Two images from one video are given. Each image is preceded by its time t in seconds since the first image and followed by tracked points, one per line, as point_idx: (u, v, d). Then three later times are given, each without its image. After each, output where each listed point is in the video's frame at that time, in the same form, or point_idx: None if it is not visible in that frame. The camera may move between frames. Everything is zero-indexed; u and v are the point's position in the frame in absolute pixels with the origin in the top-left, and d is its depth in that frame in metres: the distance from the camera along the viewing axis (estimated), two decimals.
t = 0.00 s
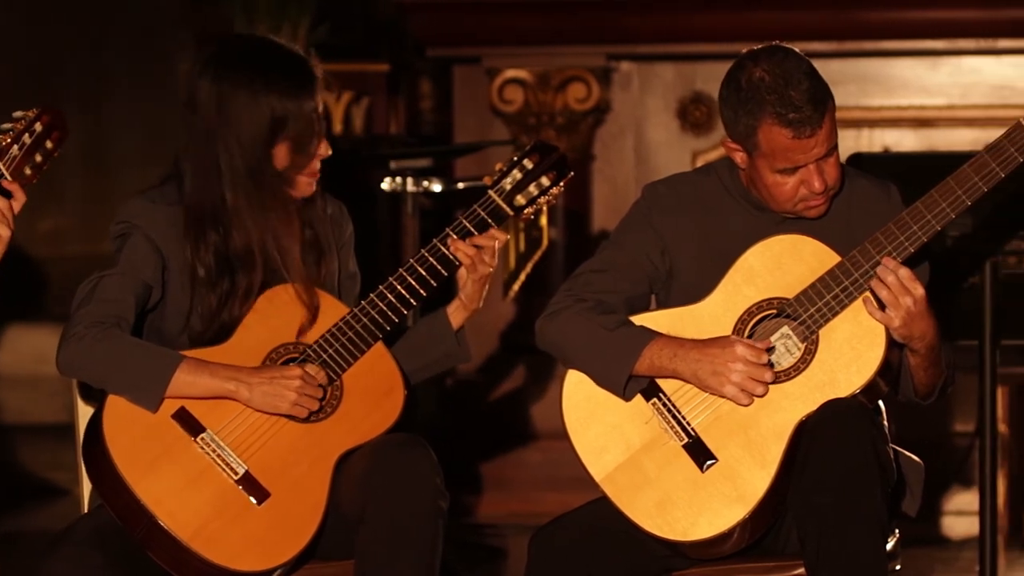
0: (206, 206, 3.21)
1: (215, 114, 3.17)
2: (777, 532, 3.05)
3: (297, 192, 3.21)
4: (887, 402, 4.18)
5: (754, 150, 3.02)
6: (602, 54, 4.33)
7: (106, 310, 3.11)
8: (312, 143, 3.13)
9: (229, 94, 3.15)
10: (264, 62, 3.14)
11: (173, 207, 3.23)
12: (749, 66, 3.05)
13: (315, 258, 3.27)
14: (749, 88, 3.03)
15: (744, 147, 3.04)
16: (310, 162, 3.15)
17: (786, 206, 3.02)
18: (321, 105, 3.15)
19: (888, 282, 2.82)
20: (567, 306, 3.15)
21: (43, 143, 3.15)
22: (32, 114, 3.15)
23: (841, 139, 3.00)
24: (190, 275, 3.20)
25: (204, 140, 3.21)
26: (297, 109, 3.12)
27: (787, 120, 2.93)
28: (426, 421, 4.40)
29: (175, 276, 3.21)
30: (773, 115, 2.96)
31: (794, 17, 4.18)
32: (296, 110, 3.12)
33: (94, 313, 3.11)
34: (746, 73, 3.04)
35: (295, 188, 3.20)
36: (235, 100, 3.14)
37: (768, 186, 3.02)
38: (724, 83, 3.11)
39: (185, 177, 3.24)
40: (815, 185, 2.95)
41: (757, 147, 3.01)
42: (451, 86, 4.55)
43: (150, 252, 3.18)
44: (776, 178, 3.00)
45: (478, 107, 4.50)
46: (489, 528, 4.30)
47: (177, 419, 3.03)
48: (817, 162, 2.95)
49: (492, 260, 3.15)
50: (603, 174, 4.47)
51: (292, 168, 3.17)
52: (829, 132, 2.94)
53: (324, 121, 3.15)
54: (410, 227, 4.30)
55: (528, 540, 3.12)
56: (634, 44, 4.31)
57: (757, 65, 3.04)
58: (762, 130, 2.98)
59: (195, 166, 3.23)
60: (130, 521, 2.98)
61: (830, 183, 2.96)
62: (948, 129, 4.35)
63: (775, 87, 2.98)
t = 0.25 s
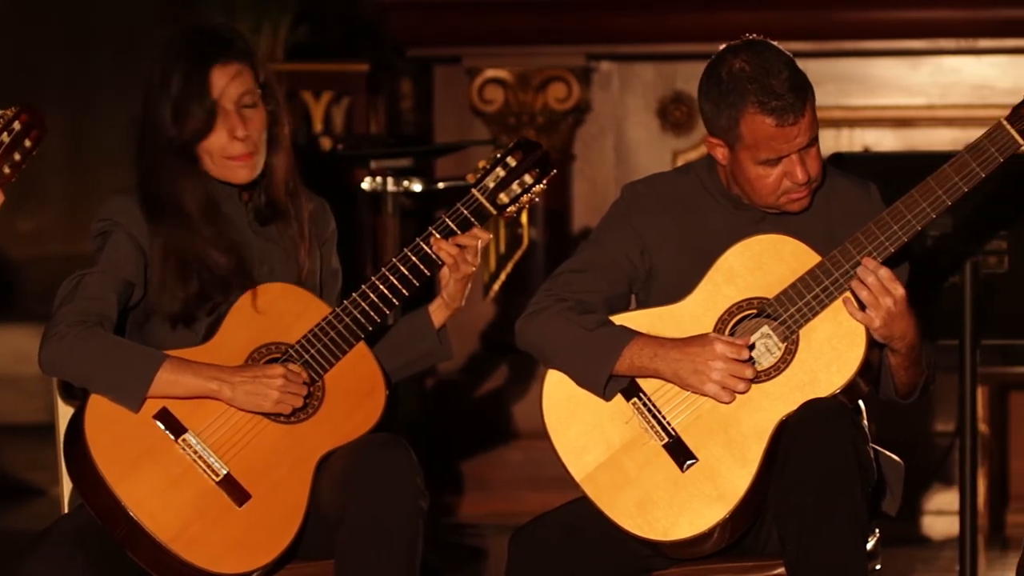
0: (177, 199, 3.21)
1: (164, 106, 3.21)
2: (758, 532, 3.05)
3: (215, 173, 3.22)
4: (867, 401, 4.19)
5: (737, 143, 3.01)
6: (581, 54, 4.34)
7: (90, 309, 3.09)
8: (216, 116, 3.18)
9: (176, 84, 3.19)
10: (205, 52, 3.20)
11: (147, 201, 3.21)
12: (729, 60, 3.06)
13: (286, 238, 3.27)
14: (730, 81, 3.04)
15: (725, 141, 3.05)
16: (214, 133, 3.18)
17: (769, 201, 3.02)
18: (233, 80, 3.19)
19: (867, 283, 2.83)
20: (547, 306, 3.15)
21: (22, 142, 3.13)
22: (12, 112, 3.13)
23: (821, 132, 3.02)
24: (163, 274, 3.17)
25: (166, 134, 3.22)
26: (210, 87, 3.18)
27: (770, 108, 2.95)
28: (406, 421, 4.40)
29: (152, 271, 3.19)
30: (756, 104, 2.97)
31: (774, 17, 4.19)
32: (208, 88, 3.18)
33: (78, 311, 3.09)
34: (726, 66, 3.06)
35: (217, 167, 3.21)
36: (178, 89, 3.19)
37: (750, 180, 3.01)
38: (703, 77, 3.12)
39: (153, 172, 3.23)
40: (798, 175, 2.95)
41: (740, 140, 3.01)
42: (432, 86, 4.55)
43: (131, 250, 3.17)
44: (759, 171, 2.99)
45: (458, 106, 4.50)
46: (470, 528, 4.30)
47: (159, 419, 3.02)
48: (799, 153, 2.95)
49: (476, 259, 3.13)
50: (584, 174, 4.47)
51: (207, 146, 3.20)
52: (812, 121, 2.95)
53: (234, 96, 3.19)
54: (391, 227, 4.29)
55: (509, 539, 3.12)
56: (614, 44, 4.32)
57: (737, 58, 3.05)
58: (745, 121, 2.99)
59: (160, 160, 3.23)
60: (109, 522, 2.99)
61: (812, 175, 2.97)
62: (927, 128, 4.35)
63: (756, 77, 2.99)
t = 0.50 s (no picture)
0: (154, 196, 3.20)
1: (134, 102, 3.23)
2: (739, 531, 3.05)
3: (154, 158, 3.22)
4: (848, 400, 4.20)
5: (721, 140, 3.01)
6: (563, 53, 4.35)
7: (71, 309, 3.10)
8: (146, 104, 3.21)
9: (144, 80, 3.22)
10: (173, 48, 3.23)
11: (127, 198, 3.21)
12: (712, 57, 3.06)
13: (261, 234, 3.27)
14: (714, 78, 3.04)
15: (708, 138, 3.04)
16: (147, 122, 3.20)
17: (752, 198, 3.02)
18: (162, 67, 3.21)
19: (849, 283, 2.83)
20: (528, 306, 3.14)
21: None
22: None
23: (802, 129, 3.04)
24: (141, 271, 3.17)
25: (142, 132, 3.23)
26: (155, 75, 3.21)
27: (756, 103, 2.95)
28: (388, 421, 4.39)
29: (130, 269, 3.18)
30: (741, 99, 2.97)
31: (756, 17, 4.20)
32: (154, 76, 3.21)
33: (59, 310, 3.09)
34: (710, 63, 3.05)
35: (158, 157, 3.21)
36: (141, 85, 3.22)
37: (734, 176, 3.01)
38: (685, 75, 3.11)
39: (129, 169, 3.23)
40: (782, 171, 2.96)
41: (724, 136, 3.00)
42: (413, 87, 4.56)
43: (111, 248, 3.18)
44: (743, 167, 2.99)
45: (439, 107, 4.51)
46: (452, 528, 4.30)
47: (140, 419, 3.02)
48: (783, 148, 2.96)
49: (458, 258, 3.13)
50: (565, 174, 4.48)
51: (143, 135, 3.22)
52: (795, 117, 2.96)
53: (167, 84, 3.21)
54: (372, 226, 4.28)
55: (491, 539, 3.12)
56: (595, 44, 4.32)
57: (720, 54, 3.05)
58: (730, 116, 2.98)
59: (134, 158, 3.24)
60: (89, 523, 2.97)
61: (796, 170, 2.98)
62: (909, 128, 4.36)
63: (739, 73, 3.00)
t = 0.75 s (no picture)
0: (136, 193, 3.20)
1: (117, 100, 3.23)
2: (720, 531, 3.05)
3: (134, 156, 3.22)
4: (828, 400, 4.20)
5: (704, 144, 3.01)
6: (542, 54, 4.35)
7: (51, 307, 3.08)
8: (127, 101, 3.21)
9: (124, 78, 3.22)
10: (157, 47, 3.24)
11: (107, 195, 3.19)
12: (693, 61, 3.06)
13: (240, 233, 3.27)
14: (696, 82, 3.03)
15: (690, 142, 3.04)
16: (126, 118, 3.20)
17: (734, 201, 3.02)
18: (145, 66, 3.21)
19: (828, 283, 2.84)
20: (508, 306, 3.14)
21: None
22: None
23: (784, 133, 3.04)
24: (123, 266, 3.15)
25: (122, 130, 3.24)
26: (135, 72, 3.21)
27: (738, 108, 2.95)
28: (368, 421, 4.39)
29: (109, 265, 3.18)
30: (724, 104, 2.97)
31: (734, 17, 4.21)
32: (135, 73, 3.21)
33: (39, 308, 3.08)
34: (691, 67, 3.05)
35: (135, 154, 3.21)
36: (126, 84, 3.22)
37: (716, 180, 3.02)
38: (667, 78, 3.11)
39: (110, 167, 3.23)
40: (764, 175, 2.97)
41: (706, 140, 3.00)
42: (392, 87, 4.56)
43: (92, 247, 3.16)
44: (724, 171, 3.00)
45: (418, 106, 4.51)
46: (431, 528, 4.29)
47: (119, 419, 3.01)
48: (766, 152, 2.97)
49: (436, 259, 3.12)
50: (545, 174, 4.48)
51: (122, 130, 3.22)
52: (778, 121, 2.97)
53: (148, 83, 3.21)
54: (351, 226, 4.28)
55: (470, 538, 3.11)
56: (575, 44, 4.33)
57: (702, 58, 3.05)
58: (713, 122, 2.98)
59: (114, 156, 3.25)
60: (69, 521, 2.97)
61: (778, 173, 2.98)
62: (889, 128, 4.37)
63: (721, 77, 3.00)
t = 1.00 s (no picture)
0: (119, 192, 3.19)
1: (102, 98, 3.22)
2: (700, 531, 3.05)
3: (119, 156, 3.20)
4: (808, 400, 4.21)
5: (683, 145, 3.01)
6: (522, 53, 4.35)
7: (31, 307, 3.07)
8: (116, 101, 3.20)
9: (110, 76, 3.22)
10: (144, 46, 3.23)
11: (89, 194, 3.19)
12: (673, 62, 3.06)
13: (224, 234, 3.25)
14: (676, 81, 3.04)
15: (669, 141, 3.04)
16: (114, 118, 3.19)
17: (713, 200, 3.02)
18: (138, 67, 3.20)
19: (810, 283, 2.83)
20: (488, 305, 3.14)
21: None
22: None
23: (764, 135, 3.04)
24: (104, 266, 3.15)
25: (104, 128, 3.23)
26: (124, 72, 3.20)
27: (717, 109, 2.96)
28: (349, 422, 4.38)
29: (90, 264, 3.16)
30: (703, 105, 2.97)
31: (714, 16, 4.22)
32: (124, 74, 3.20)
33: (20, 308, 3.07)
34: (671, 66, 3.05)
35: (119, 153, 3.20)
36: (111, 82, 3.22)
37: (695, 180, 3.02)
38: (647, 77, 3.11)
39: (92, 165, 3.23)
40: (743, 175, 2.97)
41: (685, 141, 3.00)
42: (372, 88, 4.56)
43: (74, 245, 3.15)
44: (704, 172, 3.00)
45: (398, 106, 4.50)
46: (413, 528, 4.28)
47: (99, 418, 3.00)
48: (745, 152, 2.97)
49: (417, 260, 3.12)
50: (526, 174, 4.49)
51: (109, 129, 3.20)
52: (756, 121, 2.97)
53: (138, 84, 3.20)
54: (331, 225, 4.28)
55: (451, 539, 3.11)
56: (555, 44, 4.34)
57: (681, 59, 3.05)
58: (691, 122, 2.98)
59: (97, 155, 3.23)
60: (49, 521, 2.96)
61: (757, 174, 2.99)
62: (869, 129, 4.38)
63: (701, 77, 3.00)
